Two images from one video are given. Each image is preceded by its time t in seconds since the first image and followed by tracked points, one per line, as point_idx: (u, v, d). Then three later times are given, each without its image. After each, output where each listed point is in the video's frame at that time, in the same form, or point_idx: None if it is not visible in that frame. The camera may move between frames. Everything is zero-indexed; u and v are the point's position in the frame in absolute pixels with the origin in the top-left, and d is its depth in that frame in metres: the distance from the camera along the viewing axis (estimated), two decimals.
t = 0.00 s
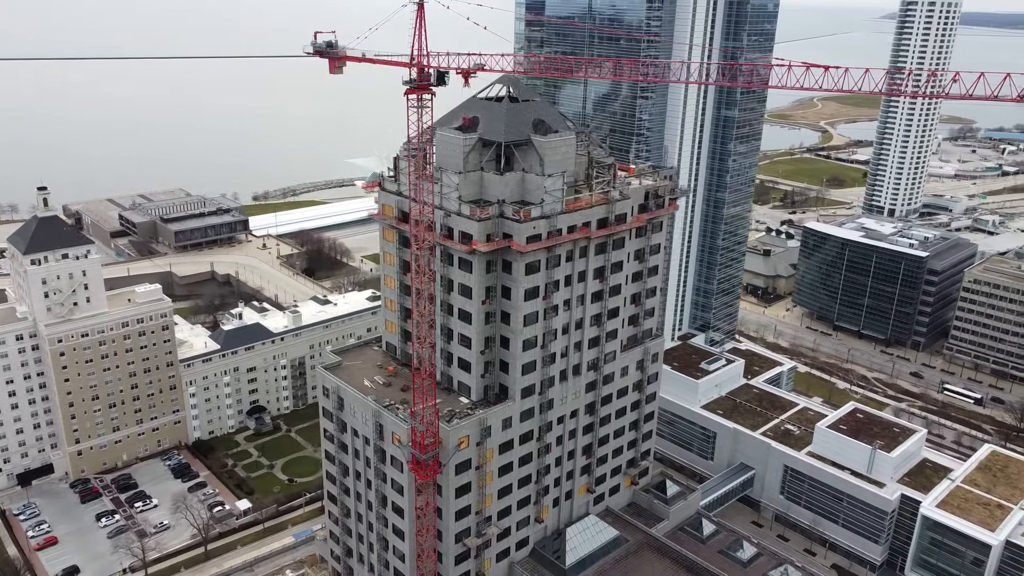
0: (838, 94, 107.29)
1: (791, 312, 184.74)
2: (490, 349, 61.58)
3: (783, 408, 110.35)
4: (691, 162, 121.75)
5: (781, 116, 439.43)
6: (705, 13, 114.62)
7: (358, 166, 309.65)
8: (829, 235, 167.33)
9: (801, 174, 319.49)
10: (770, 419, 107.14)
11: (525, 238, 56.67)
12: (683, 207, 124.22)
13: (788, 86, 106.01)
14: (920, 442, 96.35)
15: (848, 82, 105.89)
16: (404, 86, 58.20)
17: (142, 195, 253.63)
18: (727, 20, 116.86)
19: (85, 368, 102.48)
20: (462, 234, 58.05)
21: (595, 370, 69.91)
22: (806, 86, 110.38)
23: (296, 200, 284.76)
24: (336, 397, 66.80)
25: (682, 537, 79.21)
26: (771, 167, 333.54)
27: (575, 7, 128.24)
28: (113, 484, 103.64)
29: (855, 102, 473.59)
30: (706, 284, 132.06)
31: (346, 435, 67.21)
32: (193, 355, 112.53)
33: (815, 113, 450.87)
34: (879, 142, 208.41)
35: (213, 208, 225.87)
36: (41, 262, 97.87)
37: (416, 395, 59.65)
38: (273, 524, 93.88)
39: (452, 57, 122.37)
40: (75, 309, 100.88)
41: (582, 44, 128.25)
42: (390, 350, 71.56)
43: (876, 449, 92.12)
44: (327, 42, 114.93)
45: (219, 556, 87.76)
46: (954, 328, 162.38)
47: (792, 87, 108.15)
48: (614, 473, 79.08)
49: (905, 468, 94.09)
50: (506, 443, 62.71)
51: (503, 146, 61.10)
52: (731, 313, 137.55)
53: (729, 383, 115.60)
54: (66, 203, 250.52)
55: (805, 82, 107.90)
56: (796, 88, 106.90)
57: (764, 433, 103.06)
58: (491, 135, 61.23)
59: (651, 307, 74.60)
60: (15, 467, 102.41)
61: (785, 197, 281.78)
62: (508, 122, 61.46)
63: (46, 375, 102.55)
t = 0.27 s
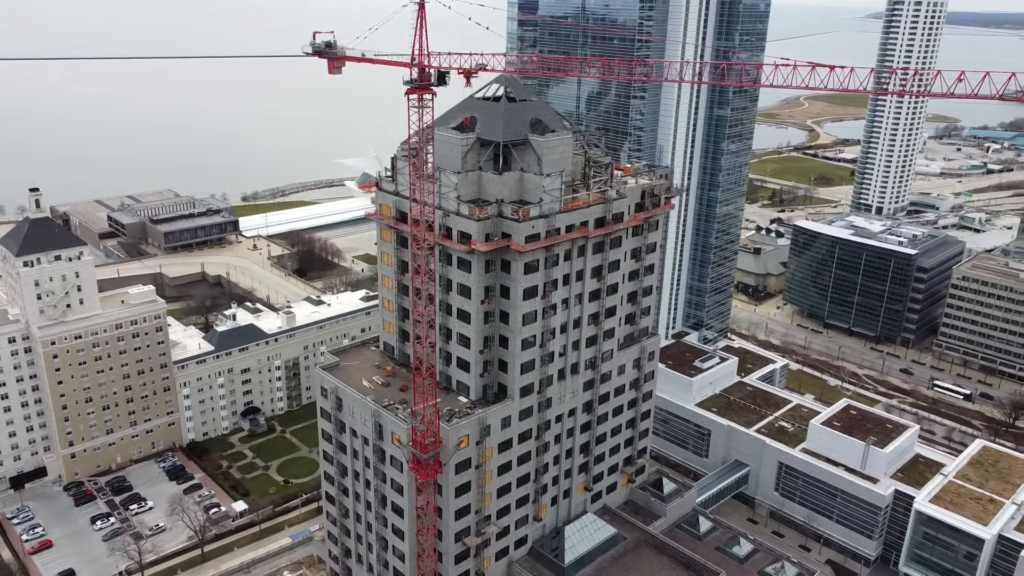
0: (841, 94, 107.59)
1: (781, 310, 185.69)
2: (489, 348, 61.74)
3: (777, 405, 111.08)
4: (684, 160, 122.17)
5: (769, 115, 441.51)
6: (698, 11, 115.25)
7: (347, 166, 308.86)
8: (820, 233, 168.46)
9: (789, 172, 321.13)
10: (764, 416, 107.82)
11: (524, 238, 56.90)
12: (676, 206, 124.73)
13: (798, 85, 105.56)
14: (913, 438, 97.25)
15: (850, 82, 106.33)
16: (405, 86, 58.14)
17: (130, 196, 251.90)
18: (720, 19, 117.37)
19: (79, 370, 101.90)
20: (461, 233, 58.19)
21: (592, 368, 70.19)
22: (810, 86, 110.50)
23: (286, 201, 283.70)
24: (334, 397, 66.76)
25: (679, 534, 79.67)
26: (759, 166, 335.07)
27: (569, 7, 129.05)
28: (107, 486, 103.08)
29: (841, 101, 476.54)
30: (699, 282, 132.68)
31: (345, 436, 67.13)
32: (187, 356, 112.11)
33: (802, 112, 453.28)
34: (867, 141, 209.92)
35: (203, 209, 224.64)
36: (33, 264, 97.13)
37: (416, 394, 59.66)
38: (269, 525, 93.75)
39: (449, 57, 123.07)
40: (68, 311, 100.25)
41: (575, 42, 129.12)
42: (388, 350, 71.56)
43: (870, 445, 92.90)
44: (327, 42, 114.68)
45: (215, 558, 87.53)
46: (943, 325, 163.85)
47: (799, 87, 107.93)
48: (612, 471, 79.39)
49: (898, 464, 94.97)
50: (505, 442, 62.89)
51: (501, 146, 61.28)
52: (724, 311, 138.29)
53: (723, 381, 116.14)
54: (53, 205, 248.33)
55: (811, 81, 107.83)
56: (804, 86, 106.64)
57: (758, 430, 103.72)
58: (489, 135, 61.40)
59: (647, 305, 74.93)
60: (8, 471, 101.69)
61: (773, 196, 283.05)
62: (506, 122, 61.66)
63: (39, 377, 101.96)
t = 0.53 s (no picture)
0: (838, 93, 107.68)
1: (771, 307, 186.74)
2: (487, 348, 61.92)
3: (770, 402, 111.79)
4: (676, 159, 122.59)
5: (756, 114, 443.57)
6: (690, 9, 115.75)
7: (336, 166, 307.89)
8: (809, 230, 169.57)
9: (776, 171, 322.84)
10: (758, 414, 108.49)
11: (522, 237, 57.12)
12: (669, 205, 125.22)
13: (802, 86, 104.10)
14: (906, 434, 98.14)
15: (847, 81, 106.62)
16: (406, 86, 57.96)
17: (118, 197, 250.10)
18: (712, 19, 117.88)
19: (71, 373, 101.24)
20: (459, 233, 58.30)
21: (589, 367, 70.48)
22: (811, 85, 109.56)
23: (275, 201, 282.52)
24: (332, 398, 66.68)
25: (676, 531, 80.13)
26: (747, 165, 336.54)
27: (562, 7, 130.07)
28: (101, 489, 102.44)
29: (827, 100, 479.54)
30: (692, 281, 133.28)
31: (343, 436, 67.06)
32: (181, 358, 111.62)
33: (788, 110, 455.77)
34: (854, 139, 211.36)
35: (192, 210, 223.36)
36: (25, 266, 96.86)
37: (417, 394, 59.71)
38: (265, 526, 93.58)
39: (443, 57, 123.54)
40: (60, 313, 99.59)
41: (569, 40, 130.32)
42: (385, 350, 71.53)
43: (863, 441, 93.66)
44: (324, 42, 114.04)
45: (212, 560, 87.26)
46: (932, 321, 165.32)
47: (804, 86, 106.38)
48: (609, 469, 79.72)
49: (891, 460, 95.81)
50: (504, 441, 63.06)
51: (498, 146, 61.45)
52: (716, 309, 139.00)
53: (716, 379, 116.67)
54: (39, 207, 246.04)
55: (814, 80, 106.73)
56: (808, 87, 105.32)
57: (752, 427, 104.35)
58: (486, 135, 61.56)
59: (643, 303, 75.25)
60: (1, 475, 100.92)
61: (761, 194, 284.53)
62: (503, 121, 61.85)
63: (31, 380, 101.27)
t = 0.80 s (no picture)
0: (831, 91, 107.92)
1: (761, 305, 187.88)
2: (485, 347, 62.11)
3: (763, 399, 112.57)
4: (668, 158, 123.08)
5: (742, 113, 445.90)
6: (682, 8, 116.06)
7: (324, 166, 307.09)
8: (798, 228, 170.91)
9: (763, 170, 324.82)
10: (751, 410, 109.25)
11: (520, 236, 57.36)
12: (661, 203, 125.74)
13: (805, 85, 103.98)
14: (897, 429, 99.14)
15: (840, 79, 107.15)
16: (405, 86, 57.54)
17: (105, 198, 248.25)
18: (703, 19, 118.16)
19: (63, 375, 100.54)
20: (457, 233, 58.46)
21: (585, 365, 70.82)
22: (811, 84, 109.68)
23: (263, 202, 281.35)
24: (329, 399, 66.62)
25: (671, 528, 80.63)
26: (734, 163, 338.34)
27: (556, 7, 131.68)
28: (94, 493, 101.81)
29: (812, 99, 483.01)
30: (684, 279, 133.92)
31: (341, 436, 67.02)
32: (173, 360, 111.08)
33: (774, 109, 458.61)
34: (840, 138, 213.08)
35: (180, 211, 222.09)
36: (16, 268, 96.06)
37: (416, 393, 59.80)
38: (260, 528, 93.47)
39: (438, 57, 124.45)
40: (52, 315, 98.87)
41: (562, 41, 132.10)
42: (381, 350, 71.54)
43: (856, 437, 94.53)
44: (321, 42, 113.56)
45: (208, 563, 87.05)
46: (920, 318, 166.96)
47: (809, 86, 106.13)
48: (605, 467, 80.10)
49: (883, 455, 96.77)
50: (501, 440, 63.26)
51: (495, 146, 61.64)
52: (708, 307, 139.79)
53: (709, 376, 117.27)
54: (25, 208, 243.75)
55: (818, 80, 106.52)
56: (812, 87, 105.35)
57: (745, 424, 105.07)
58: (483, 135, 61.72)
59: (638, 302, 75.64)
60: None
61: (748, 193, 286.23)
62: (500, 121, 62.06)
63: (23, 383, 100.58)
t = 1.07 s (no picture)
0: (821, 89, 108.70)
1: (750, 303, 188.91)
2: (483, 346, 62.28)
3: (756, 397, 113.30)
4: (660, 157, 123.48)
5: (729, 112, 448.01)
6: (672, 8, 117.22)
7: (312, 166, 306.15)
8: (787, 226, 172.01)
9: (750, 168, 326.53)
10: (745, 408, 109.94)
11: (517, 236, 57.59)
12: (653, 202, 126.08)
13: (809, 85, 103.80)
14: (889, 425, 100.10)
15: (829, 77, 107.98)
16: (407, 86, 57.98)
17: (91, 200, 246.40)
18: (694, 19, 118.77)
19: (55, 378, 99.88)
20: (455, 232, 58.61)
21: (582, 364, 71.12)
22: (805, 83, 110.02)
23: (251, 202, 280.05)
24: (327, 399, 66.57)
25: (668, 525, 81.08)
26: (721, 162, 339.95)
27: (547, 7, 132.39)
28: (87, 496, 101.23)
29: (798, 98, 486.12)
30: (677, 278, 134.38)
31: (339, 437, 66.97)
32: (166, 362, 110.55)
33: (760, 108, 461.23)
34: (827, 137, 214.67)
35: (168, 211, 220.79)
36: (7, 270, 95.42)
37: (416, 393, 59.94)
38: (256, 529, 93.31)
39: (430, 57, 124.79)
40: (43, 318, 98.23)
41: (553, 40, 132.78)
42: (378, 350, 71.52)
43: (849, 433, 95.36)
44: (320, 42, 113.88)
45: (204, 565, 86.83)
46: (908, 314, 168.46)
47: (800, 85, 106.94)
48: (601, 464, 80.43)
49: (875, 451, 97.68)
50: (500, 440, 63.44)
51: (492, 145, 61.83)
52: (700, 305, 140.39)
53: (702, 374, 117.81)
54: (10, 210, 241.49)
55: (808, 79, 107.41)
56: (813, 86, 105.23)
57: (739, 421, 105.74)
58: (480, 135, 61.90)
59: (633, 300, 75.99)
60: None
61: (736, 191, 287.68)
62: (496, 121, 62.26)
63: (14, 387, 99.83)
